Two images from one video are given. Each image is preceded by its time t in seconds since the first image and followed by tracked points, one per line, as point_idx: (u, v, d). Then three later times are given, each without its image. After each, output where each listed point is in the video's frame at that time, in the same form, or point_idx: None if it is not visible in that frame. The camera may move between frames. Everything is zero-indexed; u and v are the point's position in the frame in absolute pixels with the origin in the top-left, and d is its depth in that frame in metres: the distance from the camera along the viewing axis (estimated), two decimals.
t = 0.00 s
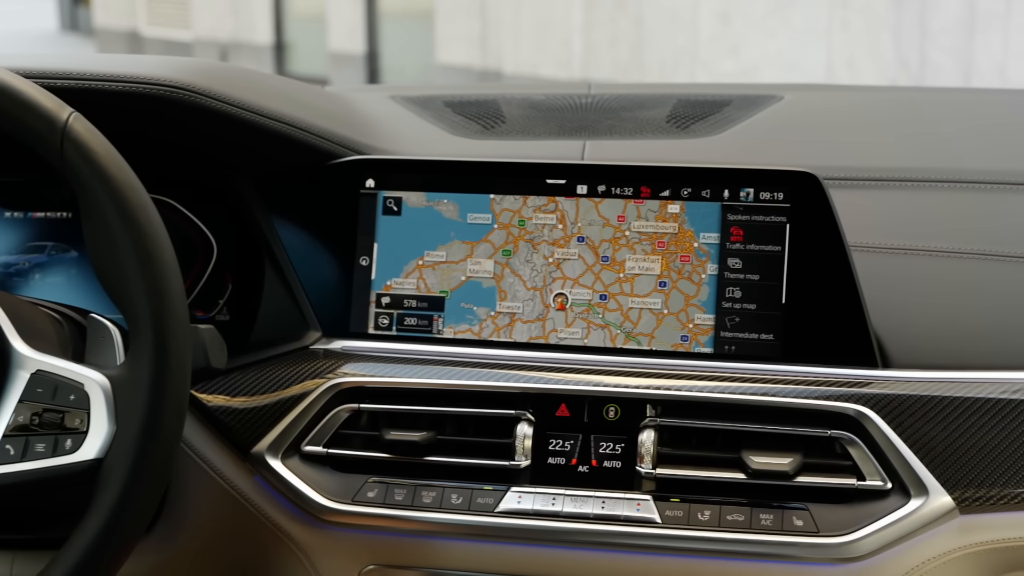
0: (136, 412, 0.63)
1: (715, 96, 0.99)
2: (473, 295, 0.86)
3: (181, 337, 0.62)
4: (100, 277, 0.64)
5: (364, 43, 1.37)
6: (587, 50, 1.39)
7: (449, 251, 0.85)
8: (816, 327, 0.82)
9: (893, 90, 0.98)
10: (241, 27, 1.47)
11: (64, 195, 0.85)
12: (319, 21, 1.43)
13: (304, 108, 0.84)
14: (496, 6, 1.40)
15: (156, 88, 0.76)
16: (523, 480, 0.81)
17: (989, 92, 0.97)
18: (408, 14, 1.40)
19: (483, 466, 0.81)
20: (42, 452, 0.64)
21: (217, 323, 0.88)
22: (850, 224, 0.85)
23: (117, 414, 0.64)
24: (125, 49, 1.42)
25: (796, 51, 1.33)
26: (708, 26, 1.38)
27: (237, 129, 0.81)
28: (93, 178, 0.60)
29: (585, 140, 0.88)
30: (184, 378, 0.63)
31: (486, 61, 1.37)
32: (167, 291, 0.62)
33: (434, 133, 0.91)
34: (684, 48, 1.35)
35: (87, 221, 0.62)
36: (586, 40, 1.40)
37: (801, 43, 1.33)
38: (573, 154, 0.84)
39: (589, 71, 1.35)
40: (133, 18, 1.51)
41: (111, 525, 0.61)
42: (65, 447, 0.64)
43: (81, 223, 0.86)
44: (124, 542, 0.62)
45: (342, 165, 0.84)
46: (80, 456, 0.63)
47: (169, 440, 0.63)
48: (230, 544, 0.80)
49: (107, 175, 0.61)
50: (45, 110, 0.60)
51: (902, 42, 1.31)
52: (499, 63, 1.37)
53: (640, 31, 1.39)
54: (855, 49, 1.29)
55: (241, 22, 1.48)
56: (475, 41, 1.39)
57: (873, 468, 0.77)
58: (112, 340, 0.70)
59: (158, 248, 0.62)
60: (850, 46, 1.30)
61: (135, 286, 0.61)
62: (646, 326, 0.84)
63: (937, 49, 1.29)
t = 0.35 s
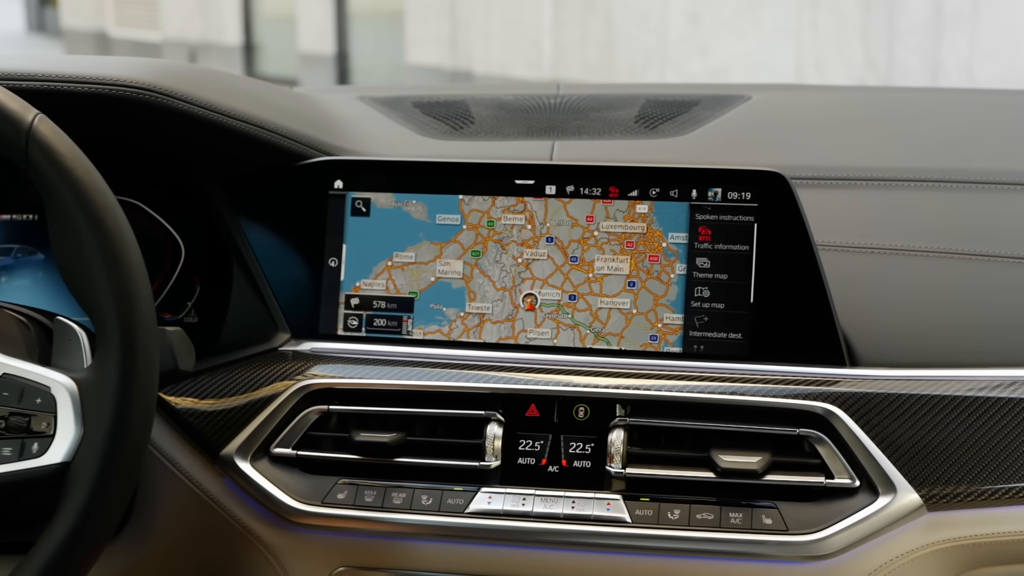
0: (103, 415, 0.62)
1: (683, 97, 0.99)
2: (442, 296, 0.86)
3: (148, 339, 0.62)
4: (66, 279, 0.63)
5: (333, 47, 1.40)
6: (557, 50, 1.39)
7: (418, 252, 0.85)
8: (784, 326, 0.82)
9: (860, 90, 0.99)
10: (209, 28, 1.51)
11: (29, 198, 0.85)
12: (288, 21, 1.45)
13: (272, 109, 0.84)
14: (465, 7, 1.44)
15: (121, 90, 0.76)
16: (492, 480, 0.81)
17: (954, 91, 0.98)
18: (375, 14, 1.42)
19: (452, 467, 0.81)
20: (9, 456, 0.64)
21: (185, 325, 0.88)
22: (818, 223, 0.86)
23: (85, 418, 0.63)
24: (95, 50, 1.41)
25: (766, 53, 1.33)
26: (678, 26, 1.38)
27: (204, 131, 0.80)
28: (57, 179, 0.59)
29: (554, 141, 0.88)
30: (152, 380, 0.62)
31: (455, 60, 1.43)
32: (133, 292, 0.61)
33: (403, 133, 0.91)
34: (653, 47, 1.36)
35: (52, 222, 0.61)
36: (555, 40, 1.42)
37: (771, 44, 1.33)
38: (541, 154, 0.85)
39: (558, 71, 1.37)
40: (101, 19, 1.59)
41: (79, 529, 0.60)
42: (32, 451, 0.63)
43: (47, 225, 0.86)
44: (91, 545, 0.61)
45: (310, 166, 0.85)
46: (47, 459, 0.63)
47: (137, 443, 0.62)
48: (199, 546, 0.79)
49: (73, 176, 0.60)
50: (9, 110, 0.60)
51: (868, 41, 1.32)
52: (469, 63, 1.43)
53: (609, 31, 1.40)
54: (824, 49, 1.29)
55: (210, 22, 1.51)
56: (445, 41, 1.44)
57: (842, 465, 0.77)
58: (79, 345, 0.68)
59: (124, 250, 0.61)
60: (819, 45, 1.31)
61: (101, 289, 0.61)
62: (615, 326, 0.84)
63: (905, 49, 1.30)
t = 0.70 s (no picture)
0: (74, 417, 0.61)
1: (655, 96, 0.99)
2: (415, 296, 0.86)
3: (119, 341, 0.61)
4: (36, 280, 0.63)
5: (308, 46, 1.39)
6: (532, 50, 1.40)
7: (391, 252, 0.85)
8: (756, 324, 0.82)
9: (831, 88, 0.99)
10: (183, 28, 1.48)
11: None
12: (262, 22, 1.41)
13: (245, 109, 0.84)
14: (440, 7, 1.43)
15: (91, 90, 0.75)
16: (466, 480, 0.80)
17: (923, 89, 0.98)
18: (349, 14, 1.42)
19: (426, 467, 0.81)
20: None
21: (157, 326, 0.87)
22: (790, 221, 0.86)
23: (55, 420, 0.62)
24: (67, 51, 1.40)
25: (739, 52, 1.34)
26: (652, 26, 1.38)
27: (175, 132, 0.80)
28: (27, 179, 0.58)
29: (527, 140, 0.88)
30: (123, 381, 0.62)
31: (430, 60, 1.41)
32: (105, 294, 0.61)
33: (376, 133, 0.90)
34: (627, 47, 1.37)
35: (22, 223, 0.61)
36: (529, 40, 1.41)
37: (743, 45, 1.34)
38: (514, 154, 0.85)
39: (533, 71, 1.37)
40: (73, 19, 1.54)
41: (49, 532, 0.60)
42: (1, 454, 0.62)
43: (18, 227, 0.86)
44: (62, 548, 0.61)
45: (283, 166, 0.85)
46: (15, 462, 0.62)
47: (108, 445, 0.62)
48: (173, 548, 0.79)
49: (42, 176, 0.59)
50: None
51: (841, 40, 1.32)
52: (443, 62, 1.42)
53: (584, 31, 1.40)
54: (797, 50, 1.31)
55: (184, 22, 1.49)
56: (419, 41, 1.43)
57: (815, 463, 0.78)
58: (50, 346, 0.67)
59: (95, 251, 0.61)
60: (791, 45, 1.32)
61: (72, 291, 0.60)
62: (588, 325, 0.84)
63: (877, 48, 1.32)
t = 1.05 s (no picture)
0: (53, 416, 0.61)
1: (636, 93, 0.99)
2: (395, 294, 0.85)
3: (99, 341, 0.61)
4: (14, 279, 0.62)
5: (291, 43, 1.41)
6: (513, 47, 1.39)
7: (371, 250, 0.85)
8: (737, 321, 0.82)
9: (810, 86, 0.99)
10: (163, 26, 1.47)
11: None
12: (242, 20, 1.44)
13: (225, 107, 0.84)
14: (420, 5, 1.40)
15: (69, 88, 0.74)
16: (448, 479, 0.80)
17: (903, 86, 0.99)
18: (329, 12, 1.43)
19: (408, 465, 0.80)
20: None
21: (136, 326, 0.87)
22: (771, 218, 0.86)
23: (34, 420, 0.62)
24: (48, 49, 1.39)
25: (721, 50, 1.34)
26: (632, 24, 1.36)
27: (155, 130, 0.80)
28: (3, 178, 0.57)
29: (507, 138, 0.88)
30: (102, 381, 0.62)
31: (412, 59, 1.38)
32: (84, 293, 0.60)
33: (356, 131, 0.90)
34: (610, 45, 1.37)
35: None
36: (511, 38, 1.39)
37: (724, 44, 1.34)
38: (494, 152, 0.85)
39: (515, 71, 1.37)
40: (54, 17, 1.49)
41: (30, 534, 0.59)
42: None
43: None
44: (43, 549, 0.60)
45: (263, 165, 0.84)
46: None
47: (88, 445, 0.61)
48: (149, 552, 0.79)
49: (19, 174, 0.58)
50: None
51: (822, 37, 1.33)
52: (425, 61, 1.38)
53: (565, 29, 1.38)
54: (777, 47, 1.32)
55: (163, 21, 1.49)
56: (400, 39, 1.39)
57: (795, 459, 0.78)
58: (27, 343, 0.65)
59: (73, 251, 0.60)
60: (773, 44, 1.32)
61: (51, 291, 0.60)
62: (569, 323, 0.84)
63: (858, 46, 1.32)
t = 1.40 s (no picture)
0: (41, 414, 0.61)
1: (625, 89, 1.00)
2: (385, 290, 0.85)
3: (87, 338, 0.61)
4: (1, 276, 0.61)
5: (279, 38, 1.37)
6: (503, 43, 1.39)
7: (360, 246, 0.85)
8: (725, 316, 0.82)
9: (799, 81, 0.99)
10: (152, 21, 1.39)
11: None
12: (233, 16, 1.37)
13: (212, 103, 0.84)
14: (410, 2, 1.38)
15: (56, 84, 0.74)
16: (438, 474, 0.81)
17: (891, 81, 0.99)
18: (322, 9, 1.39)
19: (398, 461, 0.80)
20: None
21: (125, 322, 0.87)
22: (760, 214, 0.86)
23: (22, 418, 0.61)
24: (33, 45, 1.34)
25: (710, 46, 1.34)
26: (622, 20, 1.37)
27: (144, 127, 0.80)
28: None
29: (496, 134, 0.88)
30: (91, 378, 0.62)
31: (401, 54, 1.38)
32: (73, 289, 0.60)
33: (345, 127, 0.90)
34: (599, 42, 1.37)
35: None
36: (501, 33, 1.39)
37: (713, 40, 1.34)
38: (483, 147, 0.85)
39: (504, 67, 1.37)
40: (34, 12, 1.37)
41: (18, 533, 0.59)
42: None
43: None
44: (32, 548, 0.60)
45: (250, 161, 0.84)
46: None
47: (76, 442, 0.61)
48: (137, 549, 0.79)
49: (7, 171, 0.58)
50: None
51: (812, 32, 1.33)
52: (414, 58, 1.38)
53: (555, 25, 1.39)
54: (767, 42, 1.32)
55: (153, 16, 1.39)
56: (390, 35, 1.39)
57: (784, 454, 0.78)
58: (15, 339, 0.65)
59: (61, 248, 0.60)
60: (763, 39, 1.32)
61: (39, 288, 0.59)
62: (558, 318, 0.84)
63: (846, 41, 1.32)
